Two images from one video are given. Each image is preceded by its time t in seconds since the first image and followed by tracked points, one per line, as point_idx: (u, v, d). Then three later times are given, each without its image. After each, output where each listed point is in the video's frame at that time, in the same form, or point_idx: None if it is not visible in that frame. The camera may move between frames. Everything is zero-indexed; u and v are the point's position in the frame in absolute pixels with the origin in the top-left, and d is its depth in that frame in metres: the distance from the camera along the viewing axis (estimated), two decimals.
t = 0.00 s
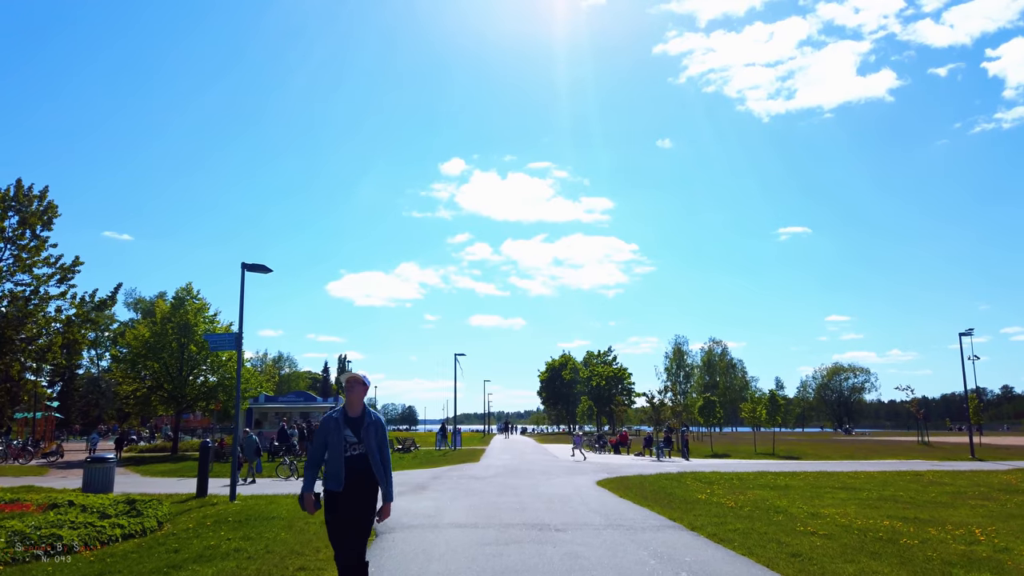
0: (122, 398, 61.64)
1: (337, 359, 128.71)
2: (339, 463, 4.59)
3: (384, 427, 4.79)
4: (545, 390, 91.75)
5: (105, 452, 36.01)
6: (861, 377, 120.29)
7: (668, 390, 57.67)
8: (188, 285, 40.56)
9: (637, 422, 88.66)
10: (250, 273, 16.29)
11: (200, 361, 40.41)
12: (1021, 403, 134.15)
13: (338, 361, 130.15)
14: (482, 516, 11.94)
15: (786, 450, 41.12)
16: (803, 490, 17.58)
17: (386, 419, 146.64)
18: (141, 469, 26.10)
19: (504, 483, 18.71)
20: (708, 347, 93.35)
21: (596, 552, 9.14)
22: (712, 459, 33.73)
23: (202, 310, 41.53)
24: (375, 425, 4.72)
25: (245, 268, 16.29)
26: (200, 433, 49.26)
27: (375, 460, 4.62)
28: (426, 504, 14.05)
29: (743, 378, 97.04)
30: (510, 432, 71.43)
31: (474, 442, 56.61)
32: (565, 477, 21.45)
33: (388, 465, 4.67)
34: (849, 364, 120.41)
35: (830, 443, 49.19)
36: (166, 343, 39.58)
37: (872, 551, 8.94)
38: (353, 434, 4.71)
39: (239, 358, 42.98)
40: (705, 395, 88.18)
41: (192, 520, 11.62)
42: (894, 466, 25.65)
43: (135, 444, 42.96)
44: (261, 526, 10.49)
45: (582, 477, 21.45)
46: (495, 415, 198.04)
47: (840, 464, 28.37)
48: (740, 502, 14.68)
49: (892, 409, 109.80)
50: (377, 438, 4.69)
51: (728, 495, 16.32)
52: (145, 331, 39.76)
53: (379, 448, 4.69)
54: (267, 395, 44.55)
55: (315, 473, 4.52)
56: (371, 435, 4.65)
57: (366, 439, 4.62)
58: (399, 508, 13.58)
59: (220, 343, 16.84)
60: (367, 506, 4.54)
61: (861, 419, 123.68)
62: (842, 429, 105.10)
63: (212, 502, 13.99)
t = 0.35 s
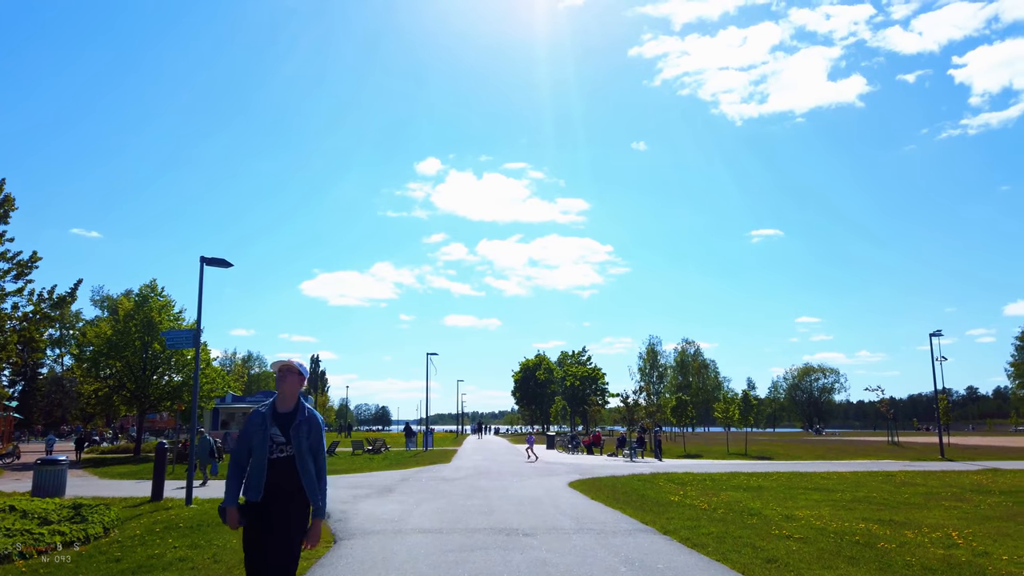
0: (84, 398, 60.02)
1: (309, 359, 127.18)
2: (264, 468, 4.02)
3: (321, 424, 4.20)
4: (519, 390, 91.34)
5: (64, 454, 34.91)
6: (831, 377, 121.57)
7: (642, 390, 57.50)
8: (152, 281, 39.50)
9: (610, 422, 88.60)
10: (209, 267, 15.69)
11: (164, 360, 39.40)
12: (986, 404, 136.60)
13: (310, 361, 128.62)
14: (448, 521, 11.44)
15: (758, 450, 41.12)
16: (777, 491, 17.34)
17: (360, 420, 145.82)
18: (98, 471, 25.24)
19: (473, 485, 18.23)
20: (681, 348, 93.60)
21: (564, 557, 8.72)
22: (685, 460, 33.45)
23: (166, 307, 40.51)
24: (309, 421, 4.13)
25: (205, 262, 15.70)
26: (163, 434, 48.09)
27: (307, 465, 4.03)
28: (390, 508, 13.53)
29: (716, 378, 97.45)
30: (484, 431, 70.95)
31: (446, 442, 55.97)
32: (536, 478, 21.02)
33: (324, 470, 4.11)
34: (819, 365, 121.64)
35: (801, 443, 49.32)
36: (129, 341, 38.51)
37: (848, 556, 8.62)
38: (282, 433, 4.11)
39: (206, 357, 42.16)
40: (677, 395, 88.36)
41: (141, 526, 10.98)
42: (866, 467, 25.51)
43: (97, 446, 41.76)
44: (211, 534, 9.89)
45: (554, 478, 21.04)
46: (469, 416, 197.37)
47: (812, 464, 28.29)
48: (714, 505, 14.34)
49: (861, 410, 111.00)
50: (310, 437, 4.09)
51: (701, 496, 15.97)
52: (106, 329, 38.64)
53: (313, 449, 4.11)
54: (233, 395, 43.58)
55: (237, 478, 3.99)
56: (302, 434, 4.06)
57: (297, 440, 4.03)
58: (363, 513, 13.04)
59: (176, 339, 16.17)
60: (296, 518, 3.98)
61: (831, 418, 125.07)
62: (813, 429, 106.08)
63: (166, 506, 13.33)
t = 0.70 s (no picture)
0: (50, 400, 58.48)
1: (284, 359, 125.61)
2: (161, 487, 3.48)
3: (228, 429, 3.57)
4: (497, 390, 90.84)
5: (26, 458, 33.80)
6: (807, 378, 122.45)
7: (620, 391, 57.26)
8: (119, 279, 38.52)
9: (589, 423, 88.45)
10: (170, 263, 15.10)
11: (132, 360, 38.41)
12: (958, 405, 138.41)
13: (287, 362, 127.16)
14: (417, 527, 10.94)
15: (735, 451, 41.02)
16: (755, 493, 17.05)
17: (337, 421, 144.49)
18: (60, 475, 24.36)
19: (446, 489, 17.73)
20: (659, 349, 93.73)
21: (537, 566, 8.30)
22: (662, 461, 33.19)
23: (135, 305, 39.56)
24: (209, 427, 3.54)
25: (166, 256, 15.10)
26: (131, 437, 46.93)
27: (205, 479, 3.43)
28: (358, 514, 13.00)
29: (694, 379, 97.63)
30: (461, 432, 70.36)
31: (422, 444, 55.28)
32: (512, 481, 20.59)
33: (237, 482, 3.48)
34: (795, 366, 122.46)
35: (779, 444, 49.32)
36: (96, 341, 37.50)
37: (833, 564, 8.25)
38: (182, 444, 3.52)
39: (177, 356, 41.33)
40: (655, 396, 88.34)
41: (91, 535, 10.39)
42: (844, 469, 25.38)
43: (61, 449, 40.59)
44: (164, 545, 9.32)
45: (530, 481, 20.61)
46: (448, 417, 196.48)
47: (791, 466, 28.14)
48: (692, 508, 13.99)
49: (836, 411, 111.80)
50: (211, 448, 3.49)
51: (680, 499, 15.63)
52: (72, 329, 37.59)
53: (215, 460, 3.50)
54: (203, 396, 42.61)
55: (131, 501, 3.49)
56: (199, 442, 3.47)
57: (191, 451, 3.45)
58: (330, 519, 12.52)
59: (135, 338, 15.56)
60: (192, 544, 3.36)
61: (806, 419, 125.96)
62: (789, 429, 106.69)
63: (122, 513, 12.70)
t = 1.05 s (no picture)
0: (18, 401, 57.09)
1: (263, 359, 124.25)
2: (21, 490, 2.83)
3: (121, 420, 3.06)
4: (478, 390, 90.26)
5: None
6: (786, 378, 123.06)
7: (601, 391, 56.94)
8: (90, 275, 37.63)
9: (569, 423, 88.13)
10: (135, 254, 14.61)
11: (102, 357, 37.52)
12: (934, 405, 139.86)
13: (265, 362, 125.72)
14: (389, 531, 10.46)
15: (716, 451, 40.83)
16: (738, 494, 16.73)
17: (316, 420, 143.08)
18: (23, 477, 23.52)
19: (423, 490, 17.25)
20: (640, 349, 93.66)
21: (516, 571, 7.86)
22: (644, 462, 32.87)
23: (106, 302, 38.67)
24: (98, 415, 2.99)
25: (131, 248, 14.54)
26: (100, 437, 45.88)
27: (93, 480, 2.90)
28: (329, 516, 12.48)
29: (674, 379, 97.70)
30: (441, 432, 69.76)
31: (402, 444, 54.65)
32: (491, 481, 20.13)
33: (132, 481, 3.06)
34: (774, 367, 123.02)
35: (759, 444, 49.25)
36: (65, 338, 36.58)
37: (823, 569, 7.89)
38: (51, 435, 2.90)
39: (150, 353, 40.43)
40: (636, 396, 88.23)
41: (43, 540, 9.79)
42: (826, 469, 25.16)
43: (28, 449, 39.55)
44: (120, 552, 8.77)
45: (510, 481, 20.16)
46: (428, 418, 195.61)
47: (772, 466, 27.94)
48: (675, 509, 13.61)
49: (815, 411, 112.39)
50: (103, 444, 2.96)
51: (662, 500, 15.26)
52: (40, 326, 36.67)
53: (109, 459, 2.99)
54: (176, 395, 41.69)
55: None
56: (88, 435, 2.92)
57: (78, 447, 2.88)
58: (300, 522, 11.99)
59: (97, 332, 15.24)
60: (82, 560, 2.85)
61: (785, 419, 126.63)
62: (769, 429, 107.12)
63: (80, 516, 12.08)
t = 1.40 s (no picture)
0: None
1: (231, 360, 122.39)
2: None
3: None
4: (449, 391, 89.64)
5: None
6: (755, 380, 124.23)
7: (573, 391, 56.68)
8: (48, 271, 36.49)
9: (541, 424, 87.89)
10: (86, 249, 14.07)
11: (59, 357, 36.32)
12: (898, 406, 142.23)
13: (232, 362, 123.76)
14: (350, 538, 9.96)
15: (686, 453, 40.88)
16: (709, 496, 16.50)
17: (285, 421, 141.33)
18: None
19: (389, 494, 16.76)
20: (612, 350, 93.84)
21: None
22: (614, 463, 32.68)
23: (65, 300, 37.52)
24: None
25: (81, 242, 13.98)
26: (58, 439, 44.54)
27: None
28: (288, 522, 11.93)
29: (645, 380, 98.01)
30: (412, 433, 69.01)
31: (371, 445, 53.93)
32: (460, 484, 19.69)
33: None
34: (744, 368, 124.14)
35: (729, 445, 49.41)
36: (21, 338, 35.40)
37: None
38: None
39: (111, 351, 39.32)
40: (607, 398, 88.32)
41: None
42: (797, 470, 25.11)
43: None
44: (57, 566, 8.20)
45: (478, 484, 19.71)
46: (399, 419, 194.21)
47: (744, 467, 27.86)
48: (647, 513, 13.29)
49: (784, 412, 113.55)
50: None
51: (632, 503, 14.98)
52: None
53: None
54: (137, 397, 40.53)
55: None
56: None
57: None
58: (257, 528, 11.47)
59: (45, 330, 14.72)
60: None
61: (754, 420, 127.87)
62: (739, 429, 108.03)
63: (22, 523, 11.42)
